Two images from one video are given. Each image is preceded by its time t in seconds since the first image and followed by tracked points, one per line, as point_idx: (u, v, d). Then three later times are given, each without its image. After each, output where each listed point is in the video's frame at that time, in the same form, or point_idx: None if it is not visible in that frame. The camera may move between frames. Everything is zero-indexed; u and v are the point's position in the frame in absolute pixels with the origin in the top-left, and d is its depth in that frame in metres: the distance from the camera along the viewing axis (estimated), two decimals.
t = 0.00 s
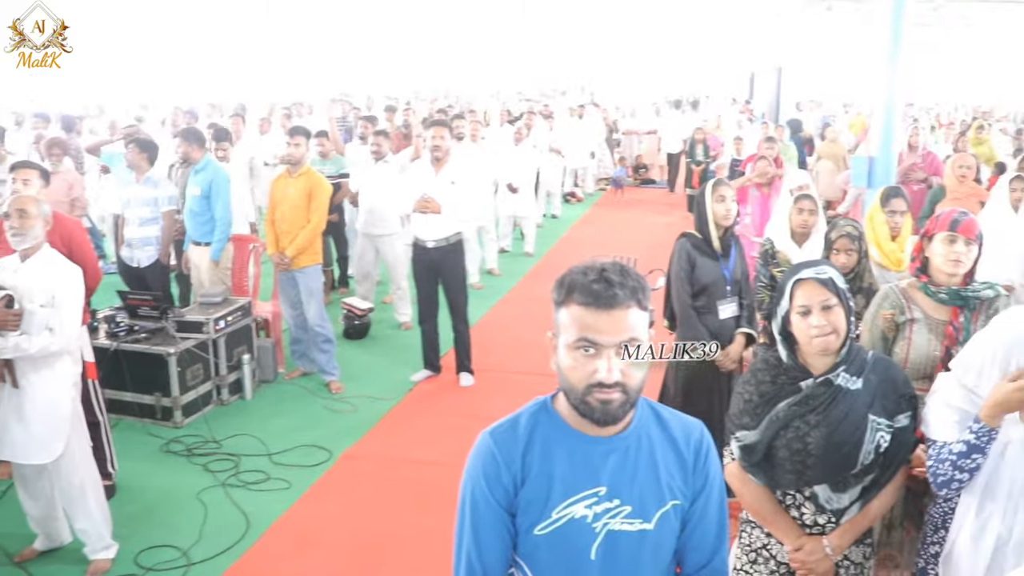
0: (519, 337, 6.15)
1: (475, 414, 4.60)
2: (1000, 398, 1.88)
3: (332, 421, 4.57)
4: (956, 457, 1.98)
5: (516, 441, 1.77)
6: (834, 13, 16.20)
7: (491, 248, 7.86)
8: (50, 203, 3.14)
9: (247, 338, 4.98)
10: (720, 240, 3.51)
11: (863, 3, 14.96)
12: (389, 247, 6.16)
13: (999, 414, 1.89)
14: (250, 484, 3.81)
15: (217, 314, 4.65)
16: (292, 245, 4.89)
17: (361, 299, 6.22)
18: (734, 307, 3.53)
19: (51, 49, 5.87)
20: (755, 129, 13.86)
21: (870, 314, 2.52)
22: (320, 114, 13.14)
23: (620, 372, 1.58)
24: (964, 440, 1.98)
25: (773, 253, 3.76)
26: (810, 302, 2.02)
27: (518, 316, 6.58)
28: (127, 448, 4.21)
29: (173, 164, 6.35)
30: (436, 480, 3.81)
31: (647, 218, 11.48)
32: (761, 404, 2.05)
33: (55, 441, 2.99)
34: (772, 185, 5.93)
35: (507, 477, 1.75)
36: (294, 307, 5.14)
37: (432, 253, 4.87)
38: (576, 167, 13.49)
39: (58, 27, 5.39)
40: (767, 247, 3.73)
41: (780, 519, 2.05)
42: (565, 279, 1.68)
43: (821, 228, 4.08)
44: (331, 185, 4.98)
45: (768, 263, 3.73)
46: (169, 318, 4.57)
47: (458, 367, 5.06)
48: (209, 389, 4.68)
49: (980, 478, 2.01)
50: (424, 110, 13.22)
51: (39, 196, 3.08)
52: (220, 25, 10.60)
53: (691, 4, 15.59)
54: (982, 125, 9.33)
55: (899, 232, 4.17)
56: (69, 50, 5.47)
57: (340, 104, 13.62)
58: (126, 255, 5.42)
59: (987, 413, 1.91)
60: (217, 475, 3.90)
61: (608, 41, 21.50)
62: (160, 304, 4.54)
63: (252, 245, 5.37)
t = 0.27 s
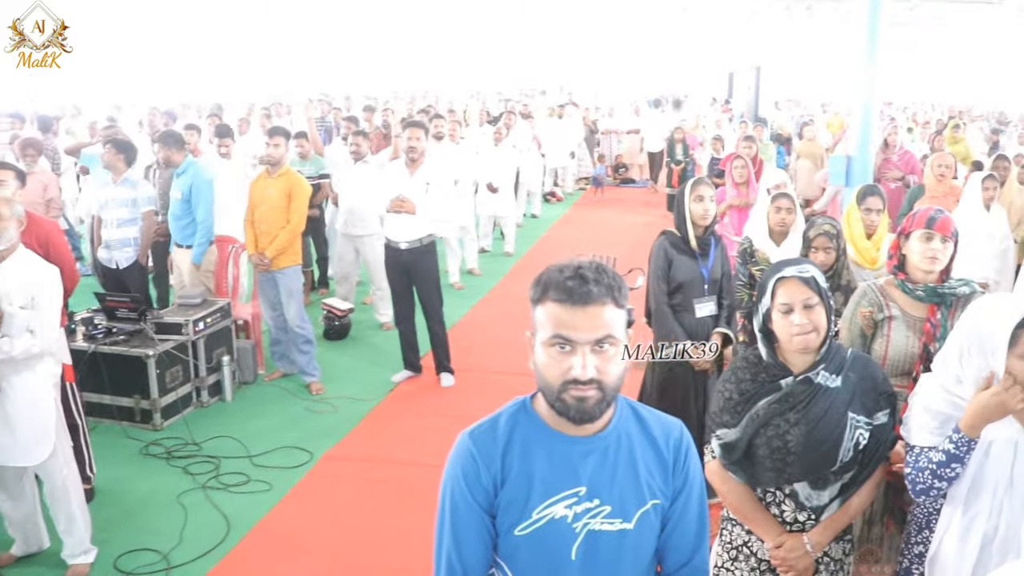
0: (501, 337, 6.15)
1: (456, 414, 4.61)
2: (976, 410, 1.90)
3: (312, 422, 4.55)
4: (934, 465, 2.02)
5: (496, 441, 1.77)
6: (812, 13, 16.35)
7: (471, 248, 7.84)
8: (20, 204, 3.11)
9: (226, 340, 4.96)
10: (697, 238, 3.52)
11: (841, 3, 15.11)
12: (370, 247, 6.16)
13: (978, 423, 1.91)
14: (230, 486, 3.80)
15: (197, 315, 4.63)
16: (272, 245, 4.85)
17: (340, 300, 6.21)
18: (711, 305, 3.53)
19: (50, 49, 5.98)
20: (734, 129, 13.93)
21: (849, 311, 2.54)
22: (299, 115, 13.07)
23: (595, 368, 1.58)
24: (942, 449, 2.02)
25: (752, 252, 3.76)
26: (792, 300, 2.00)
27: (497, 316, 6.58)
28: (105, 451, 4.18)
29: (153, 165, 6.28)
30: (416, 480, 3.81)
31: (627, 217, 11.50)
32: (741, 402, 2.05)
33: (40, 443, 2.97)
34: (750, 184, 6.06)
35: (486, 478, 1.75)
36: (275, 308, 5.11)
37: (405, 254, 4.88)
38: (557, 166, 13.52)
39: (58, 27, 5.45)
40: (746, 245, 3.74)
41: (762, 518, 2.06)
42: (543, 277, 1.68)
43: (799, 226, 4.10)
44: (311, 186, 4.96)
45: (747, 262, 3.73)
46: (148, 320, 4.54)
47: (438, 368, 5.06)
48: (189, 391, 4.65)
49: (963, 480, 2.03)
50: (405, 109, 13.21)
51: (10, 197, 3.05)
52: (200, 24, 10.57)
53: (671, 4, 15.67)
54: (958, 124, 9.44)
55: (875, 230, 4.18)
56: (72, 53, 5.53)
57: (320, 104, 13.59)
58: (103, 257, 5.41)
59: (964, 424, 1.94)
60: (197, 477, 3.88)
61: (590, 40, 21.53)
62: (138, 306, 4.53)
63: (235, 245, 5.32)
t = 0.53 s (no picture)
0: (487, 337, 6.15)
1: (442, 414, 4.61)
2: (961, 402, 1.91)
3: (299, 422, 4.54)
4: (921, 464, 2.02)
5: (482, 441, 1.77)
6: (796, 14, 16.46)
7: (458, 248, 7.83)
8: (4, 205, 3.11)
9: (213, 341, 4.94)
10: (681, 238, 3.53)
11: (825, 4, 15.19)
12: (355, 247, 6.16)
13: (965, 417, 1.91)
14: (216, 487, 3.79)
15: (183, 316, 4.60)
16: (258, 246, 4.84)
17: (327, 300, 6.19)
18: (695, 305, 3.54)
19: (51, 49, 5.77)
20: (719, 128, 13.97)
21: (834, 310, 2.55)
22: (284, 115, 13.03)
23: (570, 367, 1.57)
24: (928, 447, 2.02)
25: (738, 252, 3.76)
26: (781, 299, 2.00)
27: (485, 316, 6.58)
28: (90, 452, 4.17)
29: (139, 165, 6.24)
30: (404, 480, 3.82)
31: (614, 216, 11.52)
32: (727, 401, 2.06)
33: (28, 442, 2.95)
34: (736, 184, 6.10)
35: (472, 479, 1.75)
36: (261, 309, 5.10)
37: (389, 255, 4.87)
38: (544, 166, 13.53)
39: (59, 27, 5.32)
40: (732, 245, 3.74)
41: (748, 517, 2.07)
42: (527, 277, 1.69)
43: (784, 225, 4.12)
44: (297, 186, 4.98)
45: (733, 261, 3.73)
46: (133, 321, 4.52)
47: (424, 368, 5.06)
48: (175, 392, 4.64)
49: (950, 479, 2.05)
50: (392, 109, 13.18)
51: None
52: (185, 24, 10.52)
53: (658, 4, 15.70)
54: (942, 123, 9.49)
55: (858, 229, 4.21)
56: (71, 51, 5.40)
57: (306, 104, 13.55)
58: (89, 257, 5.39)
59: (951, 421, 1.95)
60: (184, 479, 3.87)
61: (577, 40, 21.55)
62: (124, 307, 4.50)
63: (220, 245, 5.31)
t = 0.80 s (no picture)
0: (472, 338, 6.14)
1: (426, 414, 4.61)
2: (948, 402, 1.93)
3: (284, 423, 4.53)
4: (905, 461, 2.03)
5: (466, 442, 1.76)
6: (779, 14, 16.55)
7: (442, 248, 7.82)
8: None
9: (196, 342, 4.92)
10: (663, 238, 3.54)
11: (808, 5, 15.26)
12: (340, 248, 6.15)
13: (950, 416, 1.94)
14: (201, 489, 3.77)
15: (166, 318, 4.57)
16: (241, 246, 4.83)
17: (310, 301, 6.18)
18: (677, 305, 3.53)
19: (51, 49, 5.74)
20: (703, 128, 14.00)
21: (817, 309, 2.57)
22: (267, 116, 12.96)
23: (528, 367, 1.56)
24: (912, 444, 2.03)
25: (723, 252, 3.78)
26: (764, 297, 2.01)
27: (469, 316, 6.57)
28: (73, 455, 4.14)
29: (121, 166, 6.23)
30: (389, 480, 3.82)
31: (597, 216, 11.53)
32: (711, 399, 2.06)
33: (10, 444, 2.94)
34: (719, 184, 6.11)
35: (457, 480, 1.75)
36: (245, 310, 5.08)
37: (374, 255, 4.87)
38: (528, 166, 13.52)
39: (58, 27, 5.31)
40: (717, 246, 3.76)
41: (732, 515, 2.07)
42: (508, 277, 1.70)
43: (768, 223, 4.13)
44: (281, 187, 4.97)
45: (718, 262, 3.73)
46: (116, 322, 4.48)
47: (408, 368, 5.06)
48: (158, 394, 4.61)
49: (933, 477, 2.06)
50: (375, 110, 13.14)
51: None
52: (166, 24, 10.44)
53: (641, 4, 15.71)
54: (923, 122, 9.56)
55: (841, 228, 4.25)
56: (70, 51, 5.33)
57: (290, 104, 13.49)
58: (72, 259, 5.35)
59: (935, 420, 1.96)
60: (168, 481, 3.85)
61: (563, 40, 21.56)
62: (106, 308, 4.42)
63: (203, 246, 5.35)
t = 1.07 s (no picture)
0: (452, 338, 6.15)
1: (405, 414, 4.60)
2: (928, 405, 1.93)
3: (263, 425, 4.51)
4: (888, 465, 2.03)
5: (444, 442, 1.76)
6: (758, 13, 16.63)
7: (422, 249, 7.80)
8: None
9: (174, 344, 4.89)
10: (640, 238, 3.56)
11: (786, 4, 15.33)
12: (319, 248, 6.13)
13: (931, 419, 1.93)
14: (179, 492, 3.75)
15: (144, 320, 4.55)
16: (219, 248, 4.81)
17: (289, 301, 6.14)
18: (652, 305, 3.53)
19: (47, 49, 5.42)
20: (681, 128, 14.02)
21: (796, 307, 2.59)
22: (244, 116, 12.84)
23: (495, 368, 1.59)
24: (895, 448, 2.03)
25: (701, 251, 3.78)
26: (740, 295, 2.02)
27: (449, 316, 6.56)
28: (49, 459, 4.10)
29: (96, 166, 6.18)
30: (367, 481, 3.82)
31: (575, 215, 11.52)
32: (689, 398, 2.06)
33: None
34: (697, 183, 6.13)
35: (435, 480, 1.74)
36: (223, 311, 5.04)
37: (356, 255, 4.85)
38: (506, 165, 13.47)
39: (60, 26, 5.18)
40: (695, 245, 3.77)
41: (711, 513, 2.09)
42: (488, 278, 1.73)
43: (745, 221, 4.17)
44: (259, 188, 4.93)
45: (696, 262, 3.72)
46: (93, 325, 4.45)
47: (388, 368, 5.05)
48: (136, 397, 4.58)
49: (915, 475, 2.07)
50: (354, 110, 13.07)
51: None
52: (142, 24, 10.29)
53: (622, 2, 15.68)
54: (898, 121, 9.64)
55: (818, 226, 4.28)
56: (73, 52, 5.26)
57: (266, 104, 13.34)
58: (47, 260, 5.28)
59: (919, 423, 1.95)
60: (146, 484, 3.82)
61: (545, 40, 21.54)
62: (82, 311, 4.38)
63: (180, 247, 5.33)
